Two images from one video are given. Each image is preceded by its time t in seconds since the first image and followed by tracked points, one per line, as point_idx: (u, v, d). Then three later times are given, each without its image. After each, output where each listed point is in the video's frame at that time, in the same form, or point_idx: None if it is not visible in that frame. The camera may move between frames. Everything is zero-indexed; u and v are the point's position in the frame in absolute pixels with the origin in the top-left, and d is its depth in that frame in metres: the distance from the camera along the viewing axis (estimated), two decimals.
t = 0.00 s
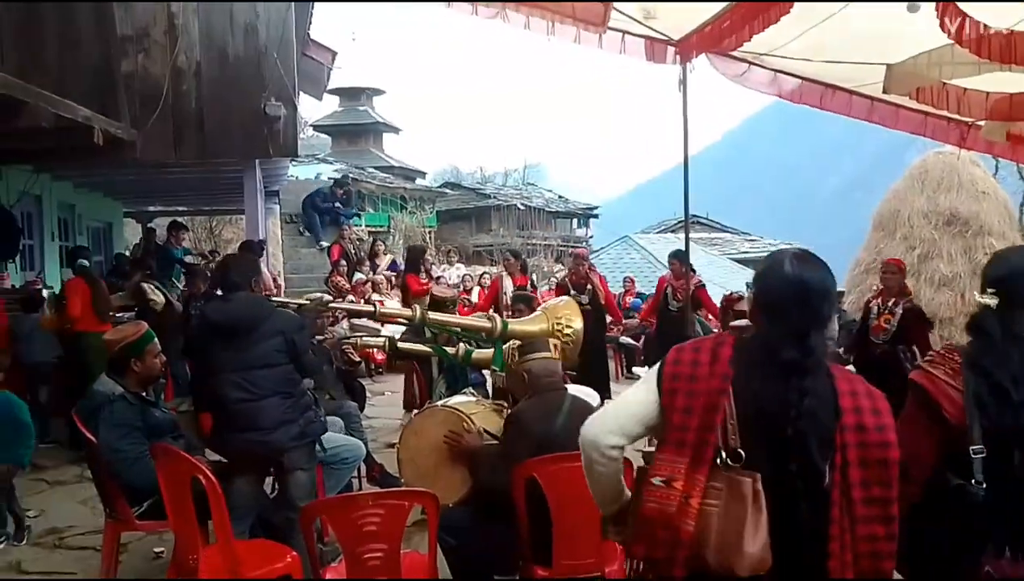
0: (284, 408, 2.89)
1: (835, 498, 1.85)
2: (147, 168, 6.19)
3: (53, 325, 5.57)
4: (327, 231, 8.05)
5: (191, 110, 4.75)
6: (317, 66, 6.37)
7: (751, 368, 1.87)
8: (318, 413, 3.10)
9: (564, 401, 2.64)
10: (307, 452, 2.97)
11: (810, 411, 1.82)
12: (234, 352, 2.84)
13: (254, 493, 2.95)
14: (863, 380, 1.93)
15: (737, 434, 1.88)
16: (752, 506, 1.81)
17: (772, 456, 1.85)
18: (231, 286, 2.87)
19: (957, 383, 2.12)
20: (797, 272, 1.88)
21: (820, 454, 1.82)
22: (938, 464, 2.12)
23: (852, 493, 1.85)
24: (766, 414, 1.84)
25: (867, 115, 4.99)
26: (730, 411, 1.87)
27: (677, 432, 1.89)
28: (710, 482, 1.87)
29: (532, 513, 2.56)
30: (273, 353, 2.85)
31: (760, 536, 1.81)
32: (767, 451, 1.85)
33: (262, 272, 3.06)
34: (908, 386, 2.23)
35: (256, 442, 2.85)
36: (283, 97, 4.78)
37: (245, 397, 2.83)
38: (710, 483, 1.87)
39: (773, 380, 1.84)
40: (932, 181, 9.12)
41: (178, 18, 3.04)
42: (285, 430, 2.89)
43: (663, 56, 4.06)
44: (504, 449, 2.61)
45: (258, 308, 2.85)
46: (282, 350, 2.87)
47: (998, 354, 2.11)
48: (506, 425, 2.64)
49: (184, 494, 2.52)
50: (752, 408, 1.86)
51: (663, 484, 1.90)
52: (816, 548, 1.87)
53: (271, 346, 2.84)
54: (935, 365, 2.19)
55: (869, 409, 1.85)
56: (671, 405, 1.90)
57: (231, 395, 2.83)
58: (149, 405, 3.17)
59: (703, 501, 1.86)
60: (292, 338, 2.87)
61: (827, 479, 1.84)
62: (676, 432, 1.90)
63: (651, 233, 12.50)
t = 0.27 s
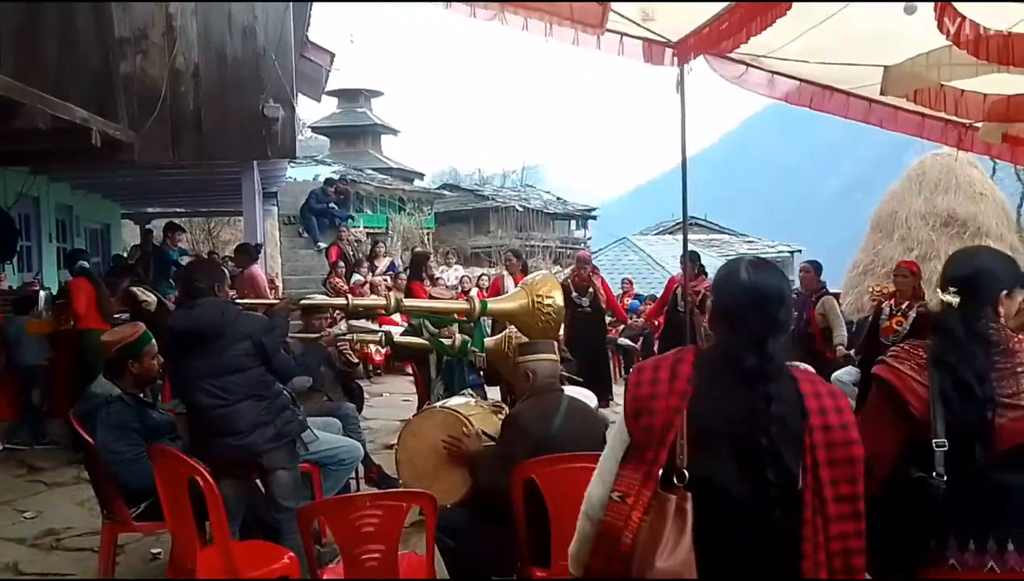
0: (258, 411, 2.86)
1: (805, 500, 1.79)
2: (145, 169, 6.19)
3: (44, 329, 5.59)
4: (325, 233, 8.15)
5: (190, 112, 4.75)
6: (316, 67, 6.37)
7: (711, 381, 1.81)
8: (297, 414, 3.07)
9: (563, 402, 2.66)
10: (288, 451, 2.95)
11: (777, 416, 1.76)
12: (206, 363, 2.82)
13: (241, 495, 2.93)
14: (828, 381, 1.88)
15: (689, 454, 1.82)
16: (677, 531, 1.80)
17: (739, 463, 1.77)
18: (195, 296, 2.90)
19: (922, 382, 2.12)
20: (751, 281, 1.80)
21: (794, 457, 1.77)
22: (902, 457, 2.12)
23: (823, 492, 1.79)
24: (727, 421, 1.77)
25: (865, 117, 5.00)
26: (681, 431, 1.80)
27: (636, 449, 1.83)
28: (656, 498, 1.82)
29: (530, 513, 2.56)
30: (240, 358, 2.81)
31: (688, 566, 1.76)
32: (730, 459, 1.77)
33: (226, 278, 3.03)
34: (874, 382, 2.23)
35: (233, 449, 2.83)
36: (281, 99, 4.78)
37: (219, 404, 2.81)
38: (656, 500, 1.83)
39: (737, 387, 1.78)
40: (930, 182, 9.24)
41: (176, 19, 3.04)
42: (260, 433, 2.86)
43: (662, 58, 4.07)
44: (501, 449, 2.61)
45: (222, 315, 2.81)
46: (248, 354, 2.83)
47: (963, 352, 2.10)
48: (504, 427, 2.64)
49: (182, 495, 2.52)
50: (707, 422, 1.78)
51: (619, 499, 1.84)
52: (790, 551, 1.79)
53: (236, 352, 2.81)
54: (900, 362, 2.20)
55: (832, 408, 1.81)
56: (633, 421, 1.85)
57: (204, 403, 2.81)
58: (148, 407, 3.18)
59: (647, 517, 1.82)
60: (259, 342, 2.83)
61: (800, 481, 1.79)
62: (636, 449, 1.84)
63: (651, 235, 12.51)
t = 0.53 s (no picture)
0: (246, 409, 2.85)
1: (788, 495, 1.76)
2: (146, 168, 6.19)
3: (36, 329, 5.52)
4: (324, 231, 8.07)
5: (191, 110, 4.82)
6: (317, 66, 6.37)
7: (692, 376, 1.80)
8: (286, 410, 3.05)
9: (561, 401, 2.65)
10: (280, 447, 2.94)
11: (760, 410, 1.74)
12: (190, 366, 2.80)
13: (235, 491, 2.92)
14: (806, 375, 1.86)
15: (673, 451, 1.80)
16: (665, 526, 1.67)
17: (724, 458, 1.74)
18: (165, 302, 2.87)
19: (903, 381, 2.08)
20: (723, 279, 1.78)
21: (773, 447, 1.74)
22: (886, 452, 2.12)
23: (805, 486, 1.75)
24: (707, 416, 1.75)
25: (866, 117, 4.99)
26: (663, 428, 1.78)
27: (619, 448, 1.80)
28: (641, 496, 1.75)
29: (529, 511, 2.56)
30: (222, 359, 2.80)
31: (678, 564, 1.61)
32: (714, 456, 1.75)
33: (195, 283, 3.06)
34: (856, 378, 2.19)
35: (223, 448, 2.81)
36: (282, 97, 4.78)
37: (206, 406, 2.79)
38: (643, 498, 1.76)
39: (719, 383, 1.77)
40: (930, 183, 9.25)
41: (176, 18, 3.04)
42: (251, 431, 2.85)
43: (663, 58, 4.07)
44: (502, 449, 2.60)
45: (196, 319, 2.80)
46: (229, 354, 2.83)
47: (943, 349, 2.04)
48: (504, 427, 2.63)
49: (181, 493, 2.52)
50: (690, 418, 1.77)
51: (604, 498, 1.80)
52: (775, 546, 1.76)
53: (215, 355, 2.79)
54: (884, 358, 2.15)
55: (813, 402, 1.78)
56: (616, 421, 1.82)
57: (189, 406, 2.80)
58: (147, 405, 3.20)
59: (633, 517, 1.75)
60: (237, 340, 2.84)
61: (783, 474, 1.76)
62: (619, 449, 1.81)
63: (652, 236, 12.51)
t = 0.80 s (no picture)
0: (230, 407, 2.84)
1: (768, 489, 1.77)
2: (131, 169, 6.15)
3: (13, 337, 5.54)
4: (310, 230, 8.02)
5: (176, 109, 4.81)
6: (304, 66, 6.34)
7: (670, 374, 1.80)
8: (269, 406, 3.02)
9: (550, 401, 2.65)
10: (266, 446, 2.94)
11: (739, 406, 1.75)
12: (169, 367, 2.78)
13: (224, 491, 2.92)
14: (787, 370, 1.87)
15: (659, 449, 1.78)
16: (658, 526, 1.69)
17: (705, 454, 1.75)
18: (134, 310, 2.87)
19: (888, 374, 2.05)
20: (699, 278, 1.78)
21: (753, 440, 1.75)
22: (874, 452, 2.06)
23: (787, 480, 1.76)
24: (687, 412, 1.76)
25: (852, 114, 5.00)
26: (648, 427, 1.77)
27: (605, 449, 1.78)
28: (633, 496, 1.73)
29: (520, 509, 2.55)
30: (199, 359, 2.78)
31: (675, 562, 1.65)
32: (694, 453, 1.76)
33: (165, 287, 3.02)
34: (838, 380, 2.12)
35: (208, 447, 2.81)
36: (268, 97, 4.76)
37: (188, 408, 2.78)
38: (635, 498, 1.73)
39: (696, 380, 1.78)
40: (915, 180, 9.30)
41: (161, 18, 3.02)
42: (235, 428, 2.84)
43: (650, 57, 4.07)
44: (490, 451, 2.60)
45: (167, 323, 2.75)
46: (206, 354, 2.80)
47: (924, 345, 2.03)
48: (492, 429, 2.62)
49: (169, 496, 2.51)
50: (672, 417, 1.77)
51: (595, 501, 1.76)
52: (756, 540, 1.77)
53: (192, 354, 2.77)
54: (867, 359, 2.10)
55: (792, 395, 1.79)
56: (599, 423, 1.79)
57: (172, 407, 2.79)
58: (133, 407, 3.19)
59: (626, 518, 1.73)
60: (214, 338, 2.80)
61: (765, 468, 1.77)
62: (605, 451, 1.78)
63: (641, 234, 12.55)
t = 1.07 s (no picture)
0: (215, 409, 2.82)
1: (751, 496, 1.77)
2: (119, 171, 6.10)
3: None
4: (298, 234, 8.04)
5: (163, 113, 4.75)
6: (293, 69, 6.32)
7: (653, 381, 1.80)
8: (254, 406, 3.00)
9: (535, 406, 2.65)
10: (252, 449, 2.92)
11: (722, 415, 1.75)
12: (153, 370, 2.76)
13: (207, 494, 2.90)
14: (769, 378, 1.86)
15: (639, 458, 1.79)
16: (630, 531, 1.67)
17: (687, 463, 1.75)
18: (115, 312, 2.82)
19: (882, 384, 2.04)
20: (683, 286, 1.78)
21: (736, 446, 1.75)
22: (868, 460, 2.05)
23: (771, 489, 1.74)
24: (670, 421, 1.76)
25: (838, 122, 5.03)
26: (629, 436, 1.77)
27: (587, 457, 1.79)
28: (609, 503, 1.73)
29: (507, 516, 2.56)
30: (182, 360, 2.75)
31: (644, 568, 1.62)
32: (677, 462, 1.76)
33: (148, 290, 2.95)
34: (834, 389, 2.12)
35: (193, 449, 2.79)
36: (257, 100, 4.76)
37: (175, 409, 2.76)
38: (611, 505, 1.73)
39: (677, 390, 1.78)
40: (901, 187, 9.37)
41: (150, 21, 3.02)
42: (220, 431, 2.83)
43: (638, 63, 4.06)
44: (476, 458, 2.59)
45: (150, 325, 2.74)
46: (191, 355, 2.78)
47: (917, 357, 2.03)
48: (478, 433, 2.62)
49: (152, 502, 2.49)
50: (654, 425, 1.77)
51: (574, 508, 1.77)
52: (739, 547, 1.78)
53: (175, 354, 2.74)
54: (862, 369, 2.08)
55: (777, 404, 1.78)
56: (583, 430, 1.81)
57: (154, 410, 2.77)
58: (117, 411, 3.17)
59: (601, 524, 1.72)
60: (198, 340, 2.78)
61: (748, 476, 1.77)
62: (587, 457, 1.80)
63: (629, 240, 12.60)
